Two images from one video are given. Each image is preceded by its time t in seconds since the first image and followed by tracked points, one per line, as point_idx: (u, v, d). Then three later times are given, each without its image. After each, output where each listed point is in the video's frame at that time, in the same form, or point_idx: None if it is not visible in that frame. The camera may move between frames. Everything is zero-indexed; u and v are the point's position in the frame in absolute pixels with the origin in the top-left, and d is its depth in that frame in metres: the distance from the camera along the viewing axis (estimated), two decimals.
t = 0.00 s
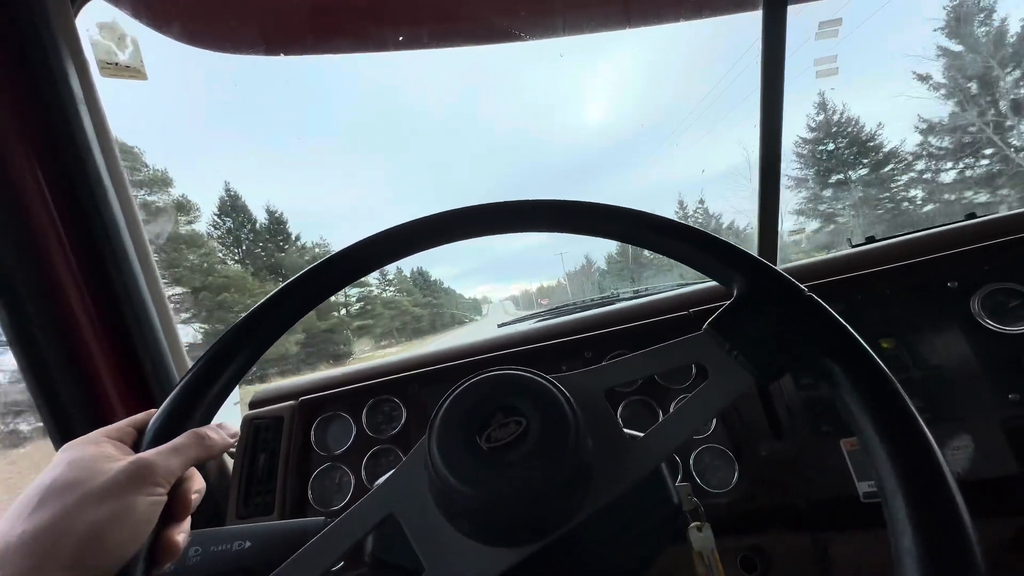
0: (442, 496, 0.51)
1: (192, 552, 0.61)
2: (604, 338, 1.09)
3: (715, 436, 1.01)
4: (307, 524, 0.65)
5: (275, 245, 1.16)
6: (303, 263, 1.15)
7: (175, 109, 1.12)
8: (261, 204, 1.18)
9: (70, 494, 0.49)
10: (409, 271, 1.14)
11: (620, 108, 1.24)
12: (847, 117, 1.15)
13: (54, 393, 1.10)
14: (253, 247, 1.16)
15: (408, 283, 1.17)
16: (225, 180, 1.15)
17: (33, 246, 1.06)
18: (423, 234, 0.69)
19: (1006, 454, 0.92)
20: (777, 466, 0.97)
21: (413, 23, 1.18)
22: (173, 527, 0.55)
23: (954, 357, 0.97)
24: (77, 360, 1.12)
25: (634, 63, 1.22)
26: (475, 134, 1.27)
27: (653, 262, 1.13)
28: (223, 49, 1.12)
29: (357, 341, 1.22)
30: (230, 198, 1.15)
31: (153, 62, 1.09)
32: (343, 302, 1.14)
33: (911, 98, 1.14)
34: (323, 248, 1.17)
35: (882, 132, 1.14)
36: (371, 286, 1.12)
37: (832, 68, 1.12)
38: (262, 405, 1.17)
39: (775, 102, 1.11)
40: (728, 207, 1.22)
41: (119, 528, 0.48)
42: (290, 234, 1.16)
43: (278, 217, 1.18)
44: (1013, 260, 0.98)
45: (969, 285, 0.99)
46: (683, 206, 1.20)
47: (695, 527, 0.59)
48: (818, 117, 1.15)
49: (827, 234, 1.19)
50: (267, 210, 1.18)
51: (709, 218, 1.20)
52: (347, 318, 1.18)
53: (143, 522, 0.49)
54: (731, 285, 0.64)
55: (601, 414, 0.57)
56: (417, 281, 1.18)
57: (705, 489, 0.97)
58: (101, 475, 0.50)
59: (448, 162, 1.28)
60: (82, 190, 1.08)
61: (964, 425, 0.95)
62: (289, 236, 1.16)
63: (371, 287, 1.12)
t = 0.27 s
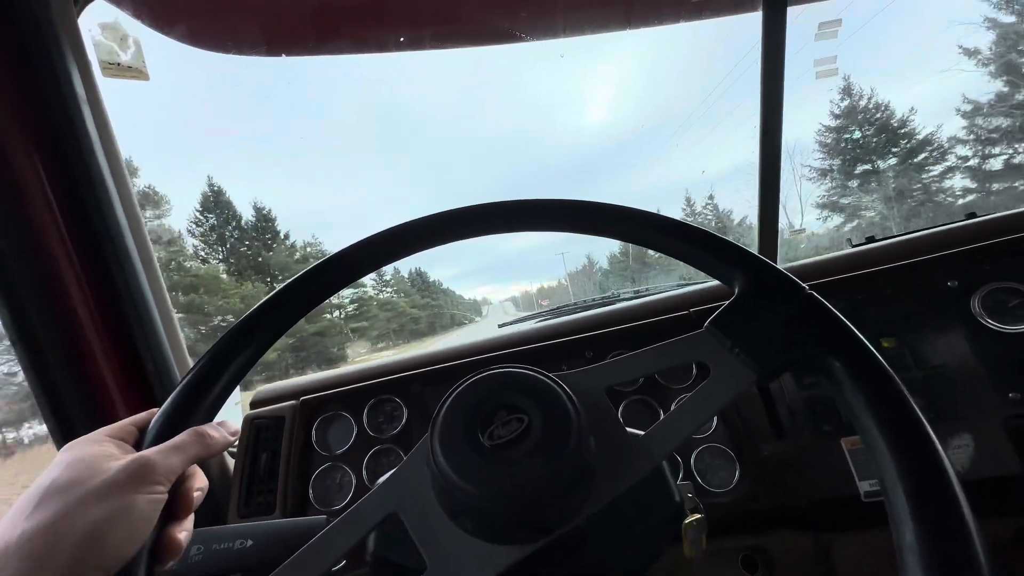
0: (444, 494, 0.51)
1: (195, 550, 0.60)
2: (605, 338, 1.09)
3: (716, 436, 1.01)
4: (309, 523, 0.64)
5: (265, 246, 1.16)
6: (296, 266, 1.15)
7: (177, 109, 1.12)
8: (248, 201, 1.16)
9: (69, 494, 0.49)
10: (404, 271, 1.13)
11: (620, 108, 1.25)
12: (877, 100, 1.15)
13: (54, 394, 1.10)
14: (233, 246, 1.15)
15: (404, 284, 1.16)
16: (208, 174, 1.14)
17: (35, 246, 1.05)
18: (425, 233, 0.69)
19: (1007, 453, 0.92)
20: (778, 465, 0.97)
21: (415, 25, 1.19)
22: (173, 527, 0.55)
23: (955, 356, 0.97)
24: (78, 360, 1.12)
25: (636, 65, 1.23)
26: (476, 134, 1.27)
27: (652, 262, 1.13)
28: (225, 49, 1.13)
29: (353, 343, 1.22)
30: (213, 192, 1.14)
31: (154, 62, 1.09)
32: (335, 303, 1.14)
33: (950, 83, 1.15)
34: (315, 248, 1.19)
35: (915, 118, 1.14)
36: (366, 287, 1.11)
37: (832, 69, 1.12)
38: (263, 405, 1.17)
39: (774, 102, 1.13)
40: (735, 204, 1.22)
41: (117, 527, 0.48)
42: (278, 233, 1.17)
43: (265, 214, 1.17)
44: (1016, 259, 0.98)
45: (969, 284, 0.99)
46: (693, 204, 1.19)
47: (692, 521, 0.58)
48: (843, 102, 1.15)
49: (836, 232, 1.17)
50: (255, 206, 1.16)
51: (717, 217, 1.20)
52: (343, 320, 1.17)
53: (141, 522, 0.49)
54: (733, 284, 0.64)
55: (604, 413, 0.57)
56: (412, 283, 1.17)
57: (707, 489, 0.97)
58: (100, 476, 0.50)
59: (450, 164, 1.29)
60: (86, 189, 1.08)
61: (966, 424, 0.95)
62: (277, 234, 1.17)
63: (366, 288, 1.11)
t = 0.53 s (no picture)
0: (436, 500, 0.51)
1: (189, 557, 0.60)
2: (603, 341, 1.10)
3: (713, 439, 1.01)
4: (304, 530, 0.64)
5: (246, 244, 1.15)
6: (280, 263, 1.14)
7: (174, 113, 1.12)
8: (230, 196, 1.16)
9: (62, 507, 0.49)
10: (404, 272, 1.09)
11: (615, 112, 1.24)
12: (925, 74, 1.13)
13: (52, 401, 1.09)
14: (208, 241, 1.16)
15: (405, 283, 1.12)
16: (182, 165, 1.14)
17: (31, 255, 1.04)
18: (421, 240, 0.70)
19: (1004, 456, 0.92)
20: (776, 469, 0.97)
21: (411, 30, 1.23)
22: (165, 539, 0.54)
23: (950, 359, 0.97)
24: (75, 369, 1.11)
25: (634, 67, 1.23)
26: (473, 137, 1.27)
27: (656, 267, 1.13)
28: (223, 55, 1.15)
29: (347, 346, 1.19)
30: (189, 184, 1.15)
31: (152, 67, 1.10)
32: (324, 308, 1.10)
33: (1003, 65, 1.14)
34: (303, 244, 1.17)
35: (967, 93, 1.12)
36: (363, 289, 1.07)
37: (827, 72, 1.13)
38: (261, 409, 1.16)
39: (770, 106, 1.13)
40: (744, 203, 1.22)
41: (110, 538, 0.48)
42: (260, 228, 1.16)
43: (246, 208, 1.17)
44: (1013, 262, 0.98)
45: (966, 287, 0.99)
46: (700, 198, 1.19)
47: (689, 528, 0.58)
48: (881, 80, 1.14)
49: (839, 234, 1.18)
50: (235, 200, 1.16)
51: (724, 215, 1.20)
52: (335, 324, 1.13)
53: (133, 532, 0.49)
54: (725, 287, 0.64)
55: (597, 417, 0.57)
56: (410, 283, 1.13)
57: (703, 492, 0.97)
58: (93, 486, 0.50)
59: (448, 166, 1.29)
60: (80, 193, 1.06)
61: (962, 427, 0.95)
62: (260, 230, 1.16)
63: (367, 288, 1.06)
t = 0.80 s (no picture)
0: (438, 497, 0.51)
1: (190, 555, 0.60)
2: (604, 339, 1.10)
3: (713, 438, 1.02)
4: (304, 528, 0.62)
5: (228, 239, 1.15)
6: (262, 262, 1.13)
7: (175, 112, 1.12)
8: (213, 188, 1.14)
9: (67, 486, 0.48)
10: (404, 273, 1.11)
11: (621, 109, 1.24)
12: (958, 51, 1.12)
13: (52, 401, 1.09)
14: (188, 237, 1.15)
15: (404, 282, 1.14)
16: (158, 155, 1.12)
17: (33, 253, 1.04)
18: (421, 236, 0.69)
19: (1005, 454, 0.92)
20: (777, 468, 0.97)
21: (412, 28, 1.21)
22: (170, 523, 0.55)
23: (950, 357, 0.97)
24: (76, 368, 1.11)
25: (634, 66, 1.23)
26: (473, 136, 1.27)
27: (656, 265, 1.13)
28: (222, 54, 1.14)
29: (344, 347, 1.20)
30: (166, 176, 1.13)
31: (153, 66, 1.10)
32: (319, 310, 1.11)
33: None
34: (293, 242, 1.17)
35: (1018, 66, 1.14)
36: (364, 290, 1.09)
37: (826, 71, 1.13)
38: (261, 408, 1.16)
39: (771, 103, 1.13)
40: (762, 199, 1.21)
41: (115, 520, 0.48)
42: (246, 223, 1.15)
43: (230, 202, 1.15)
44: (1013, 259, 0.98)
45: (966, 285, 0.99)
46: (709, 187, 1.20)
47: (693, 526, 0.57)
48: (919, 56, 1.13)
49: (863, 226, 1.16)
50: (218, 194, 1.14)
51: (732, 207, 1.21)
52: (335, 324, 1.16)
53: (140, 513, 0.49)
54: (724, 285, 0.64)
55: (599, 415, 0.57)
56: (409, 284, 1.15)
57: (704, 490, 0.97)
58: (100, 468, 0.50)
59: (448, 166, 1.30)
60: (81, 190, 1.06)
61: (963, 425, 0.95)
62: (245, 225, 1.15)
63: (369, 287, 1.08)
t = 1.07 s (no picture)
0: (443, 504, 0.51)
1: (190, 559, 0.59)
2: (605, 341, 1.09)
3: (714, 439, 1.01)
4: (303, 531, 0.62)
5: (200, 231, 1.15)
6: (239, 257, 1.14)
7: (175, 113, 1.12)
8: (185, 177, 1.14)
9: (39, 548, 0.44)
10: (403, 271, 1.09)
11: (622, 109, 1.24)
12: (1018, 36, 1.13)
13: (52, 405, 1.07)
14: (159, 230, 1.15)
15: (404, 282, 1.12)
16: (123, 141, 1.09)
17: (34, 256, 1.02)
18: (421, 238, 0.69)
19: (1007, 455, 0.92)
20: (779, 469, 0.97)
21: (412, 30, 1.24)
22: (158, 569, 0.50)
23: (952, 358, 0.97)
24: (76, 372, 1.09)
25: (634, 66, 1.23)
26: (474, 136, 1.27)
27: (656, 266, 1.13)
28: (222, 56, 1.14)
29: (340, 349, 1.19)
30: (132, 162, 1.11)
31: (153, 68, 1.10)
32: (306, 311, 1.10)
33: None
34: (277, 236, 1.18)
35: None
36: (364, 292, 1.07)
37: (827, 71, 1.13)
38: (261, 410, 1.16)
39: (771, 103, 1.13)
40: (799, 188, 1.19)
41: None
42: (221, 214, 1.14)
43: (203, 189, 1.14)
44: (1013, 260, 0.98)
45: (968, 286, 0.99)
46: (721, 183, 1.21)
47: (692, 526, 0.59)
48: (980, 18, 1.14)
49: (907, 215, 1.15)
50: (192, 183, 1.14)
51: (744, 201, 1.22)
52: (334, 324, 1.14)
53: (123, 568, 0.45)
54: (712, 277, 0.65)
55: (599, 413, 0.57)
56: (407, 283, 1.13)
57: (706, 492, 0.97)
58: (71, 526, 0.45)
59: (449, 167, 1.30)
60: (80, 191, 1.04)
61: (965, 426, 0.94)
62: (219, 216, 1.14)
63: (370, 289, 1.06)
